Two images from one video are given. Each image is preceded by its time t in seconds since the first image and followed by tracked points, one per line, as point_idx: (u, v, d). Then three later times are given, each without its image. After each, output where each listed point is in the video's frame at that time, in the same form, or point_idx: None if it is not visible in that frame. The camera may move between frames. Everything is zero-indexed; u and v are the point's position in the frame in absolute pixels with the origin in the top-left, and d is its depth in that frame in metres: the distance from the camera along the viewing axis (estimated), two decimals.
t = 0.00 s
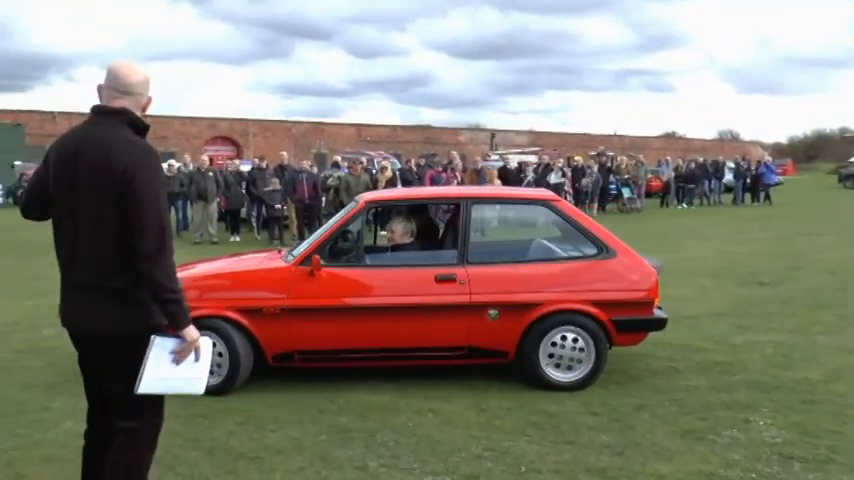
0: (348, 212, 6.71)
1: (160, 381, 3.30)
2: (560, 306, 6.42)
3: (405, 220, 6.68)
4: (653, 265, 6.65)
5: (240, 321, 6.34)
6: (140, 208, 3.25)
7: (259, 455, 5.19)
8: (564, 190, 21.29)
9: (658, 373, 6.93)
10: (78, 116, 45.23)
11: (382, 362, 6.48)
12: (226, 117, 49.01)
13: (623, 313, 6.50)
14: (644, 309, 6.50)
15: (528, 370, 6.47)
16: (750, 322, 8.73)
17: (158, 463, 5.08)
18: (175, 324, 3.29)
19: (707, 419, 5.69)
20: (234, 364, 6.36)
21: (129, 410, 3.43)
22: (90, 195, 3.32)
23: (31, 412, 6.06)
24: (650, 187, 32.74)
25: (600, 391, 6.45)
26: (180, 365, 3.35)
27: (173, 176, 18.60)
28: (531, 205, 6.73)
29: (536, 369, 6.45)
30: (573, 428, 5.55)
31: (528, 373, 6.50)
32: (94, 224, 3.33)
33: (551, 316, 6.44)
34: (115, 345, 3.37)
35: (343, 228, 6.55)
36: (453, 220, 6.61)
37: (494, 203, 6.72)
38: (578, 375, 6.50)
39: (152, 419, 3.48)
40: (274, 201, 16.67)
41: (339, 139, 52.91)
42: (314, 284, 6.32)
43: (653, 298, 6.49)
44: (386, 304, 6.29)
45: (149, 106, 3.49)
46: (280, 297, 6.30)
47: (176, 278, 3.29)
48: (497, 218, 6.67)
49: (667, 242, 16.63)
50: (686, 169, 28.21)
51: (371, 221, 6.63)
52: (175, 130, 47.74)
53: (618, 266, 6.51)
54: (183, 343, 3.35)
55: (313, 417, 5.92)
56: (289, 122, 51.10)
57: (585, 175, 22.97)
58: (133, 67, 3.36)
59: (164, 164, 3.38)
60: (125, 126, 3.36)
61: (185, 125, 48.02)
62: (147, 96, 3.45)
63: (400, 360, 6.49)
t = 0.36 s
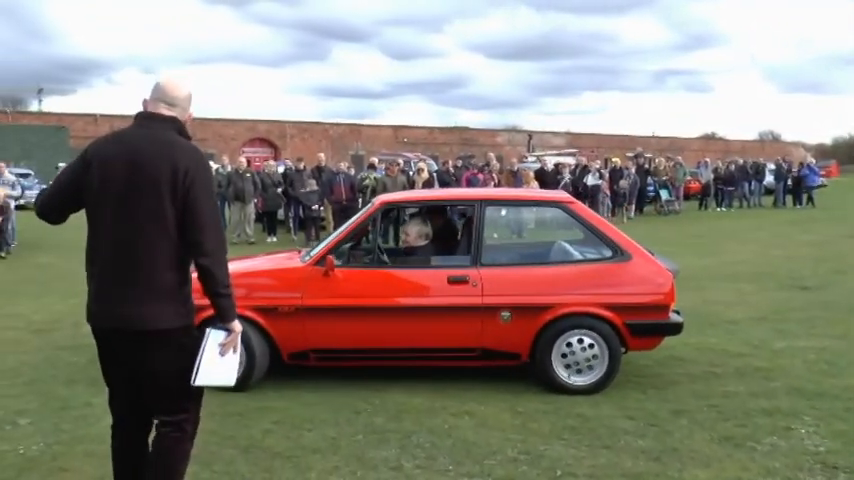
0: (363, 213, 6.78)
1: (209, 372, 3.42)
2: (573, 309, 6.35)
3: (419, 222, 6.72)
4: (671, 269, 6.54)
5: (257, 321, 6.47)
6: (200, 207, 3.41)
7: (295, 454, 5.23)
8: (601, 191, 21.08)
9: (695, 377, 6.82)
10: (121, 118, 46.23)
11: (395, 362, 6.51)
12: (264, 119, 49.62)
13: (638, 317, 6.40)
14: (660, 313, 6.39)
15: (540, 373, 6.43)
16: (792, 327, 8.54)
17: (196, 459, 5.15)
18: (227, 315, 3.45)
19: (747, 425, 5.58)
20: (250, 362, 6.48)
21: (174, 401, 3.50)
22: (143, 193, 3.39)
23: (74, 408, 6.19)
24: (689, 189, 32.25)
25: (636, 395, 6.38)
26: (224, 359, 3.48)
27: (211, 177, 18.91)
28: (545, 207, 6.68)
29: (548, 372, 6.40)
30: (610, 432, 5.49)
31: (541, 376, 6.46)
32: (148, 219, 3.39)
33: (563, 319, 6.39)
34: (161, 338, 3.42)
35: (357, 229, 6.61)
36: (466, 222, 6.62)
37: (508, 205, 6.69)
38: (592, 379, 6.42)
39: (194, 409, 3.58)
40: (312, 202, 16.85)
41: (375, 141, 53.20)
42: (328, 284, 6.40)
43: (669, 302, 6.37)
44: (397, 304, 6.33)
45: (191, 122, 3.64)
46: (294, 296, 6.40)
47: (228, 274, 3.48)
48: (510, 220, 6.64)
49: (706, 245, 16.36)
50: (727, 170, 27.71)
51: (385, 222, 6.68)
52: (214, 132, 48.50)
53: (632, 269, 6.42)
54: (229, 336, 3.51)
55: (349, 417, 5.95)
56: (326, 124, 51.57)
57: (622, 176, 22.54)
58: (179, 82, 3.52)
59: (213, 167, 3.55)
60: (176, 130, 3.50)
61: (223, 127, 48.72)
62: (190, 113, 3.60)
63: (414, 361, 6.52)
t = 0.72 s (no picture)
0: (376, 213, 6.81)
1: (220, 359, 3.59)
2: (583, 310, 6.29)
3: (431, 222, 6.72)
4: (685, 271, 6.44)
5: (271, 320, 6.56)
6: (213, 202, 3.45)
7: (321, 453, 5.27)
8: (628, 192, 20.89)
9: (723, 381, 6.74)
10: (151, 119, 46.79)
11: (406, 361, 6.54)
12: (291, 120, 49.93)
13: (650, 319, 6.31)
14: (673, 315, 6.30)
15: (551, 374, 6.40)
16: (823, 331, 8.39)
17: (222, 457, 5.20)
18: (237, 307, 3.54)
19: (777, 430, 5.50)
20: (264, 358, 6.59)
21: (181, 401, 3.52)
22: (155, 190, 3.43)
23: (103, 405, 6.29)
24: (717, 190, 31.87)
25: (662, 398, 6.32)
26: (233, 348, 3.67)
27: (239, 177, 19.10)
28: (557, 207, 6.62)
29: (558, 373, 6.37)
30: (637, 435, 5.45)
31: (552, 377, 6.43)
32: (160, 213, 3.43)
33: (573, 320, 6.34)
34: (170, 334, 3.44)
35: (368, 229, 6.64)
36: (477, 222, 6.61)
37: (520, 205, 6.66)
38: (604, 380, 6.37)
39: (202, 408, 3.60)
40: (340, 201, 16.88)
41: (402, 141, 53.26)
42: (339, 283, 6.45)
43: (681, 304, 6.28)
44: (407, 304, 6.34)
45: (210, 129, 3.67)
46: (305, 295, 6.47)
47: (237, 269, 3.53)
48: (521, 220, 6.61)
49: (735, 247, 16.16)
50: (757, 171, 27.32)
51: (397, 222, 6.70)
52: (241, 132, 48.95)
53: (643, 271, 6.33)
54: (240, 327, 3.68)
55: (374, 417, 5.97)
56: (353, 125, 51.85)
57: (651, 177, 22.44)
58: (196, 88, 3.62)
59: (225, 164, 3.61)
60: (186, 128, 3.55)
61: (251, 128, 49.17)
62: (207, 115, 3.64)
63: (424, 361, 6.53)
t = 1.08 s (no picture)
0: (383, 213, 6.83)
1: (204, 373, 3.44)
2: (588, 311, 6.27)
3: (438, 222, 6.73)
4: (693, 272, 6.39)
5: (279, 319, 6.60)
6: (185, 201, 3.38)
7: (335, 453, 5.28)
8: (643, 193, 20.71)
9: (739, 383, 6.68)
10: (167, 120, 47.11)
11: (412, 361, 6.55)
12: (306, 120, 50.11)
13: (656, 320, 6.26)
14: (680, 316, 6.24)
15: (556, 374, 6.38)
16: (841, 333, 8.30)
17: (236, 456, 5.22)
18: (215, 311, 3.40)
19: (794, 433, 5.45)
20: (272, 356, 6.63)
21: (167, 405, 3.53)
22: (135, 192, 3.45)
23: (118, 404, 6.33)
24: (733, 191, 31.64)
25: (677, 400, 6.29)
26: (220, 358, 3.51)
27: (254, 177, 19.20)
28: (564, 208, 6.61)
29: (564, 374, 6.35)
30: (652, 437, 5.41)
31: (558, 377, 6.40)
32: (139, 214, 3.43)
33: (578, 321, 6.31)
34: (153, 336, 3.44)
35: (375, 229, 6.66)
36: (485, 222, 6.61)
37: (526, 206, 6.65)
38: (610, 382, 6.33)
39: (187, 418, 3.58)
40: (355, 201, 16.91)
41: (416, 141, 53.29)
42: (345, 283, 6.47)
43: (687, 306, 6.23)
44: (412, 304, 6.35)
45: (187, 112, 3.59)
46: (312, 295, 6.50)
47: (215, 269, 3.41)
48: (528, 221, 6.60)
49: (751, 248, 16.02)
50: (774, 171, 27.06)
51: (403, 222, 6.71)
52: (256, 133, 49.22)
53: (650, 271, 6.28)
54: (223, 334, 3.51)
55: (388, 417, 5.97)
56: (367, 126, 51.98)
57: (665, 177, 22.29)
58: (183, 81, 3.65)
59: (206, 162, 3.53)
60: (167, 128, 3.53)
61: (266, 128, 49.44)
62: (182, 100, 3.60)
63: (430, 361, 6.53)
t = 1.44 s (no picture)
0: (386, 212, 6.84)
1: (152, 399, 3.28)
2: (590, 311, 6.26)
3: (440, 221, 6.73)
4: (696, 272, 6.38)
5: (281, 318, 6.61)
6: (117, 219, 3.13)
7: (337, 452, 5.28)
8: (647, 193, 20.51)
9: (742, 383, 6.67)
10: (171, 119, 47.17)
11: (413, 360, 6.55)
12: (310, 120, 50.18)
13: (659, 320, 6.25)
14: (683, 316, 6.23)
15: (558, 374, 6.38)
16: (845, 333, 8.29)
17: (239, 455, 5.23)
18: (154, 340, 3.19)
19: (797, 433, 5.44)
20: (274, 354, 6.62)
21: (91, 436, 3.32)
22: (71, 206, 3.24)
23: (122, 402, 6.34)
24: (737, 190, 31.61)
25: (681, 400, 6.28)
26: (168, 381, 3.30)
27: (257, 176, 19.25)
28: (567, 208, 6.60)
29: (566, 374, 6.35)
30: (655, 437, 5.41)
31: (560, 377, 6.40)
32: (75, 231, 3.24)
33: (580, 321, 6.31)
34: (95, 360, 3.27)
35: (377, 229, 6.66)
36: (487, 222, 6.61)
37: (529, 206, 6.64)
38: (612, 382, 6.32)
39: (112, 450, 3.34)
40: (358, 201, 16.91)
41: (420, 141, 53.30)
42: (347, 283, 6.47)
43: (690, 306, 6.21)
44: (413, 304, 6.35)
45: (137, 111, 3.35)
46: (315, 295, 6.50)
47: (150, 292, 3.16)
48: (530, 221, 6.59)
49: (755, 247, 16.01)
50: (778, 171, 27.02)
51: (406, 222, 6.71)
52: (260, 133, 49.32)
53: (652, 272, 6.27)
54: (164, 358, 3.26)
55: (391, 417, 5.97)
56: (371, 125, 52.03)
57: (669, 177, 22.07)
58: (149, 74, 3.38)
59: (145, 170, 3.25)
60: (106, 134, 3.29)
61: (270, 128, 49.52)
62: (134, 97, 3.36)
63: (432, 360, 6.53)
